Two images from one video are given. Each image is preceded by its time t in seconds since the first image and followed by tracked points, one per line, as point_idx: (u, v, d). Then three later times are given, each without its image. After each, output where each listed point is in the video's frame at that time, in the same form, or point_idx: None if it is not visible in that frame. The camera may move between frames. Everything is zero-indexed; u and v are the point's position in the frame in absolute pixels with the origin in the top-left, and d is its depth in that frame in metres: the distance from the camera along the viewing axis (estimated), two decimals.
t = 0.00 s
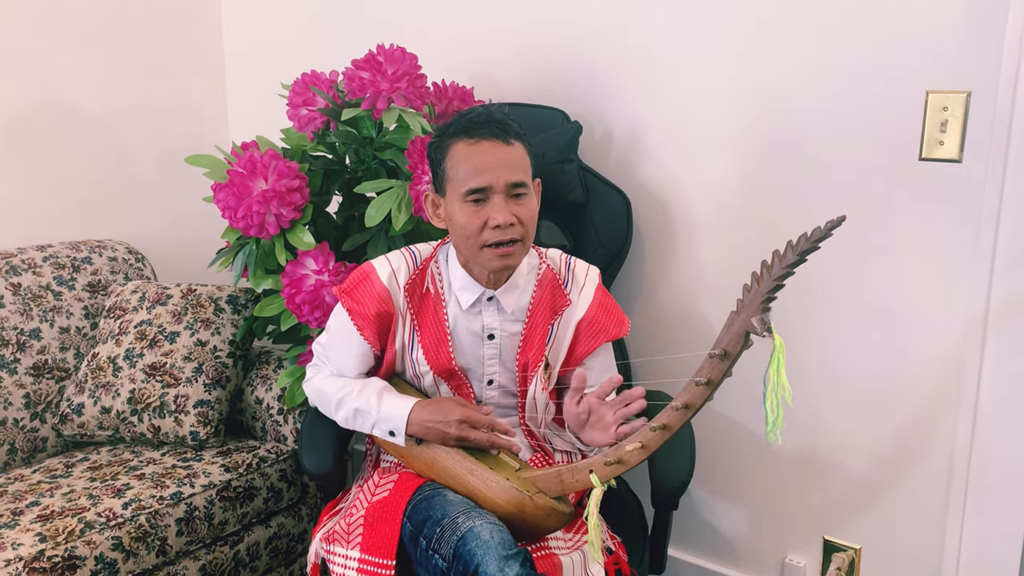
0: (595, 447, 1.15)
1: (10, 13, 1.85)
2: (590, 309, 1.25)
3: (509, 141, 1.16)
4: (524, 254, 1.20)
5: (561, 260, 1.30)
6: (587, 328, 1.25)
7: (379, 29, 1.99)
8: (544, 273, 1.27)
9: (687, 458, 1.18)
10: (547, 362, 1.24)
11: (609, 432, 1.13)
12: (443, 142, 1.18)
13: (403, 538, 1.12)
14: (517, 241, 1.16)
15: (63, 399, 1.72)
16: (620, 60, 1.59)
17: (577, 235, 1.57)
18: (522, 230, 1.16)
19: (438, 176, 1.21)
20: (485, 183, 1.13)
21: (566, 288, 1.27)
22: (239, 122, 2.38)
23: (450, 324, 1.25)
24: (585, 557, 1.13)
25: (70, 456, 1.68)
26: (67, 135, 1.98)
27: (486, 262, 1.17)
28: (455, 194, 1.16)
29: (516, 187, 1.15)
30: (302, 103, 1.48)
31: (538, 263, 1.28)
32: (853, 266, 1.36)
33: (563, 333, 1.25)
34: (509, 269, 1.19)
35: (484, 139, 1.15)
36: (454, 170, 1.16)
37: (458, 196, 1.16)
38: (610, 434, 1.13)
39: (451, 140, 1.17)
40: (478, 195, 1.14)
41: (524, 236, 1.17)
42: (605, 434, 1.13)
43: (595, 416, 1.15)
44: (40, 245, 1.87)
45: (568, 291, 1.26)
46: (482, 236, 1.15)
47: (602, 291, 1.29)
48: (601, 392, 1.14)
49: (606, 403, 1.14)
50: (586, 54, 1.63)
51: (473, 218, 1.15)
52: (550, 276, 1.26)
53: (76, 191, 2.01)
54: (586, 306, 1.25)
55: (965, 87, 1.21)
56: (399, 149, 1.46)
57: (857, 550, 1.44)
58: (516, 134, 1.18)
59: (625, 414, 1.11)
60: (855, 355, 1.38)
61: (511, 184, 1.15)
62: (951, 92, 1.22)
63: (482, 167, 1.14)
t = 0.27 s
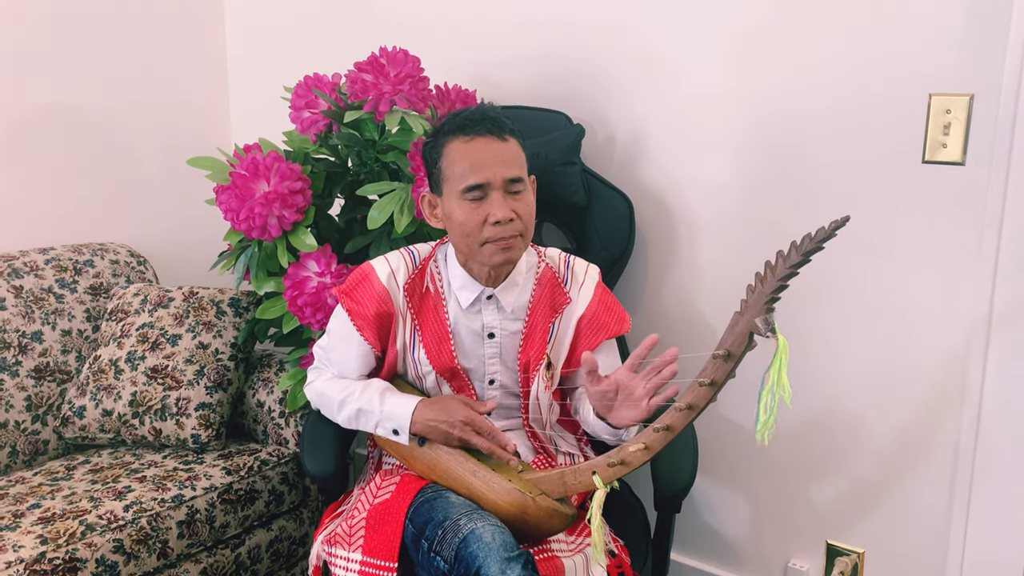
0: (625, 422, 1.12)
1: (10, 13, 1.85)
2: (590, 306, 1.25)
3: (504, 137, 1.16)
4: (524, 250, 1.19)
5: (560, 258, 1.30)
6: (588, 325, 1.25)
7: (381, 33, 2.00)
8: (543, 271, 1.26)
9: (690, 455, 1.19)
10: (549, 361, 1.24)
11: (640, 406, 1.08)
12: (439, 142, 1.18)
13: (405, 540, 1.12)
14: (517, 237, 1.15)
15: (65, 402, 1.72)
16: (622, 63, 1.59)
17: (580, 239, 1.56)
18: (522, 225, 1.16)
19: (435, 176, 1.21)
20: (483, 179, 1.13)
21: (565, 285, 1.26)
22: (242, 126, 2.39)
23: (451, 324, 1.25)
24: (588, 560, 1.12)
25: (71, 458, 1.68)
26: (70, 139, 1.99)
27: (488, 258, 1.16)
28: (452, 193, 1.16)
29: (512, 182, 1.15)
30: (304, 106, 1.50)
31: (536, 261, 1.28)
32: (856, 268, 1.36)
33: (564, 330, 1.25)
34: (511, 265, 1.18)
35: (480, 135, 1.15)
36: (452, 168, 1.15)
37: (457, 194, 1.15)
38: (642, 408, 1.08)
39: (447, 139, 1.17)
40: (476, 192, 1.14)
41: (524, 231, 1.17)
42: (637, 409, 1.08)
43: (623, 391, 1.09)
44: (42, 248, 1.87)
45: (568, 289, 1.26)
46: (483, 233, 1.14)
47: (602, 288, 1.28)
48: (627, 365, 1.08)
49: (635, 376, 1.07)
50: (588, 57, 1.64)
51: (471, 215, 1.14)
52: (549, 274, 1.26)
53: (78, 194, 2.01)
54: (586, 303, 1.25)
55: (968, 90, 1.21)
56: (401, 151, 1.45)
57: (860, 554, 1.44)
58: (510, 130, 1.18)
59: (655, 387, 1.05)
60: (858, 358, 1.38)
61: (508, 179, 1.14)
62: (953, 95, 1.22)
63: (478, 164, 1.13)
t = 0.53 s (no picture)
0: (611, 432, 1.15)
1: (10, 12, 1.85)
2: (588, 309, 1.26)
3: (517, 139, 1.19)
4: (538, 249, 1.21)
5: (558, 261, 1.30)
6: (586, 328, 1.25)
7: (381, 37, 2.01)
8: (541, 275, 1.27)
9: (687, 458, 1.18)
10: (547, 364, 1.24)
11: (624, 416, 1.13)
12: (454, 145, 1.17)
13: (403, 542, 1.12)
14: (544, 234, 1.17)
15: (64, 405, 1.72)
16: (620, 66, 1.60)
17: (579, 241, 1.57)
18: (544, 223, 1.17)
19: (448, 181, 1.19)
20: (511, 179, 1.13)
21: (563, 289, 1.27)
22: (242, 130, 2.40)
23: (449, 327, 1.25)
24: (586, 561, 1.13)
25: (70, 461, 1.68)
26: (70, 142, 1.99)
27: (517, 258, 1.16)
28: (476, 195, 1.14)
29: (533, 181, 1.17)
30: (304, 109, 1.51)
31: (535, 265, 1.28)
32: (854, 271, 1.36)
33: (562, 334, 1.26)
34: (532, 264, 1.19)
35: (502, 138, 1.17)
36: (475, 171, 1.14)
37: (481, 196, 1.14)
38: (626, 418, 1.13)
39: (464, 143, 1.16)
40: (503, 192, 1.14)
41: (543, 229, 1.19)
42: (621, 419, 1.13)
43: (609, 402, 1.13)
44: (42, 251, 1.88)
45: (566, 292, 1.27)
46: (514, 232, 1.14)
47: (600, 292, 1.29)
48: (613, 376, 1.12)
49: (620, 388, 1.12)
50: (587, 61, 1.64)
51: (500, 215, 1.13)
52: (547, 278, 1.27)
53: (78, 198, 2.02)
54: (585, 306, 1.26)
55: (964, 93, 1.22)
56: (401, 155, 1.46)
57: (859, 557, 1.44)
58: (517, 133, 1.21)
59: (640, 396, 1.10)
60: (857, 359, 1.38)
61: (530, 179, 1.16)
62: (951, 98, 1.22)
63: (505, 164, 1.13)
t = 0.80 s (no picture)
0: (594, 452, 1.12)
1: (10, 12, 1.86)
2: (588, 313, 1.26)
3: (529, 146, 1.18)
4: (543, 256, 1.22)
5: (558, 265, 1.30)
6: (586, 332, 1.26)
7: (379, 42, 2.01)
8: (541, 279, 1.27)
9: (687, 462, 1.18)
10: (547, 367, 1.24)
11: (608, 435, 1.10)
12: (471, 148, 1.16)
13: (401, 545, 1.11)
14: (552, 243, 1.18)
15: (61, 410, 1.71)
16: (618, 71, 1.60)
17: (576, 246, 1.57)
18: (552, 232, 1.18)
19: (461, 183, 1.17)
20: (527, 188, 1.13)
21: (563, 292, 1.27)
22: (240, 135, 2.40)
23: (449, 330, 1.25)
24: (585, 565, 1.12)
25: (67, 466, 1.67)
26: (68, 147, 1.99)
27: (524, 266, 1.16)
28: (491, 201, 1.13)
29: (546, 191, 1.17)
30: (302, 113, 1.50)
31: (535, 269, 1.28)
32: (851, 275, 1.37)
33: (562, 337, 1.26)
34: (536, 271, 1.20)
35: (518, 144, 1.16)
36: (491, 177, 1.13)
37: (496, 202, 1.13)
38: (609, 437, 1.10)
39: (481, 147, 1.15)
40: (518, 201, 1.13)
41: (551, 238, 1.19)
42: (605, 437, 1.10)
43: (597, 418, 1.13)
44: (39, 256, 1.87)
45: (566, 296, 1.27)
46: (525, 241, 1.14)
47: (600, 296, 1.29)
48: (605, 396, 1.14)
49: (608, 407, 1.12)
50: (585, 66, 1.65)
51: (514, 223, 1.13)
52: (547, 281, 1.27)
53: (75, 203, 2.02)
54: (585, 310, 1.26)
55: (961, 96, 1.22)
56: (399, 159, 1.47)
57: (858, 561, 1.43)
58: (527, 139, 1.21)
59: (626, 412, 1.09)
60: (855, 363, 1.38)
61: (544, 188, 1.16)
62: (947, 101, 1.23)
63: (522, 173, 1.13)
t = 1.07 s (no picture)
0: (610, 430, 1.16)
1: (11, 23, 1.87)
2: (587, 319, 1.27)
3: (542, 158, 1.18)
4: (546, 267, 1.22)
5: (557, 272, 1.30)
6: (585, 338, 1.26)
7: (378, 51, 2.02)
8: (541, 286, 1.27)
9: (685, 465, 1.18)
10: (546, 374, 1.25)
11: (624, 412, 1.14)
12: (484, 154, 1.15)
13: (400, 552, 1.11)
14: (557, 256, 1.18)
15: (59, 418, 1.71)
16: (615, 80, 1.61)
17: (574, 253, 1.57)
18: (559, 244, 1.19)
19: (472, 189, 1.16)
20: (539, 199, 1.13)
21: (562, 298, 1.28)
22: (239, 143, 2.41)
23: (448, 336, 1.25)
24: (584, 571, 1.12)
25: (64, 474, 1.67)
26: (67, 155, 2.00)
27: (529, 275, 1.16)
28: (503, 208, 1.13)
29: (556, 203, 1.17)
30: (302, 121, 1.51)
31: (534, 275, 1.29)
32: (848, 282, 1.37)
33: (561, 343, 1.27)
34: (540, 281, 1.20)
35: (531, 155, 1.16)
36: (505, 185, 1.13)
37: (508, 210, 1.13)
38: (625, 413, 1.13)
39: (495, 154, 1.14)
40: (529, 210, 1.13)
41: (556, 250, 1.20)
42: (621, 414, 1.14)
43: (608, 397, 1.15)
44: (38, 264, 1.88)
45: (565, 302, 1.27)
46: (533, 251, 1.14)
47: (599, 302, 1.30)
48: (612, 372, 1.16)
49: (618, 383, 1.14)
50: (583, 75, 1.66)
51: (524, 232, 1.13)
52: (546, 288, 1.27)
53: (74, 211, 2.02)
54: (583, 316, 1.27)
55: (956, 105, 1.23)
56: (398, 167, 1.47)
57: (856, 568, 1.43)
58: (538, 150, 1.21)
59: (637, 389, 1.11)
60: (852, 369, 1.39)
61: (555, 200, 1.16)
62: (943, 109, 1.24)
63: (536, 183, 1.13)
